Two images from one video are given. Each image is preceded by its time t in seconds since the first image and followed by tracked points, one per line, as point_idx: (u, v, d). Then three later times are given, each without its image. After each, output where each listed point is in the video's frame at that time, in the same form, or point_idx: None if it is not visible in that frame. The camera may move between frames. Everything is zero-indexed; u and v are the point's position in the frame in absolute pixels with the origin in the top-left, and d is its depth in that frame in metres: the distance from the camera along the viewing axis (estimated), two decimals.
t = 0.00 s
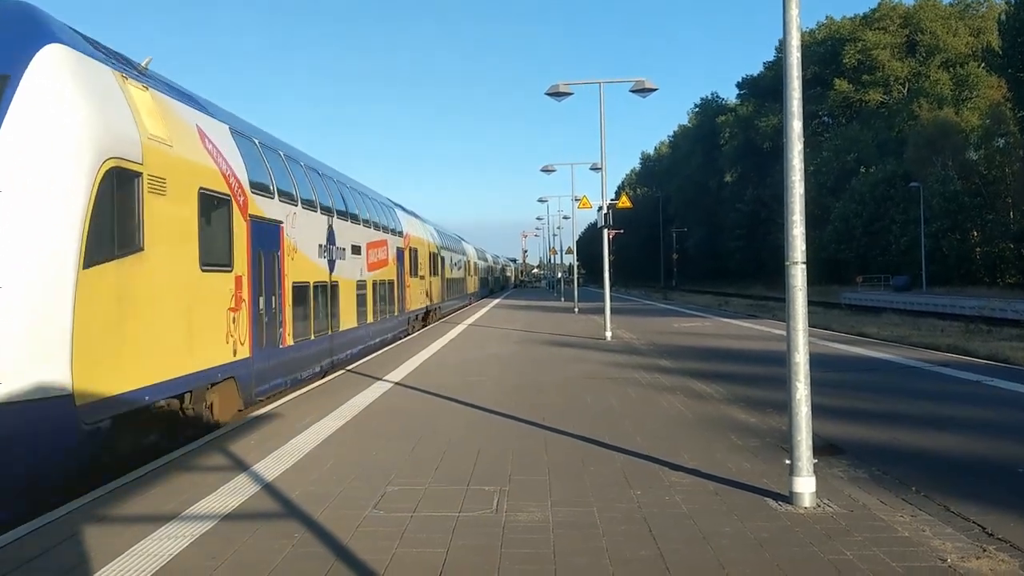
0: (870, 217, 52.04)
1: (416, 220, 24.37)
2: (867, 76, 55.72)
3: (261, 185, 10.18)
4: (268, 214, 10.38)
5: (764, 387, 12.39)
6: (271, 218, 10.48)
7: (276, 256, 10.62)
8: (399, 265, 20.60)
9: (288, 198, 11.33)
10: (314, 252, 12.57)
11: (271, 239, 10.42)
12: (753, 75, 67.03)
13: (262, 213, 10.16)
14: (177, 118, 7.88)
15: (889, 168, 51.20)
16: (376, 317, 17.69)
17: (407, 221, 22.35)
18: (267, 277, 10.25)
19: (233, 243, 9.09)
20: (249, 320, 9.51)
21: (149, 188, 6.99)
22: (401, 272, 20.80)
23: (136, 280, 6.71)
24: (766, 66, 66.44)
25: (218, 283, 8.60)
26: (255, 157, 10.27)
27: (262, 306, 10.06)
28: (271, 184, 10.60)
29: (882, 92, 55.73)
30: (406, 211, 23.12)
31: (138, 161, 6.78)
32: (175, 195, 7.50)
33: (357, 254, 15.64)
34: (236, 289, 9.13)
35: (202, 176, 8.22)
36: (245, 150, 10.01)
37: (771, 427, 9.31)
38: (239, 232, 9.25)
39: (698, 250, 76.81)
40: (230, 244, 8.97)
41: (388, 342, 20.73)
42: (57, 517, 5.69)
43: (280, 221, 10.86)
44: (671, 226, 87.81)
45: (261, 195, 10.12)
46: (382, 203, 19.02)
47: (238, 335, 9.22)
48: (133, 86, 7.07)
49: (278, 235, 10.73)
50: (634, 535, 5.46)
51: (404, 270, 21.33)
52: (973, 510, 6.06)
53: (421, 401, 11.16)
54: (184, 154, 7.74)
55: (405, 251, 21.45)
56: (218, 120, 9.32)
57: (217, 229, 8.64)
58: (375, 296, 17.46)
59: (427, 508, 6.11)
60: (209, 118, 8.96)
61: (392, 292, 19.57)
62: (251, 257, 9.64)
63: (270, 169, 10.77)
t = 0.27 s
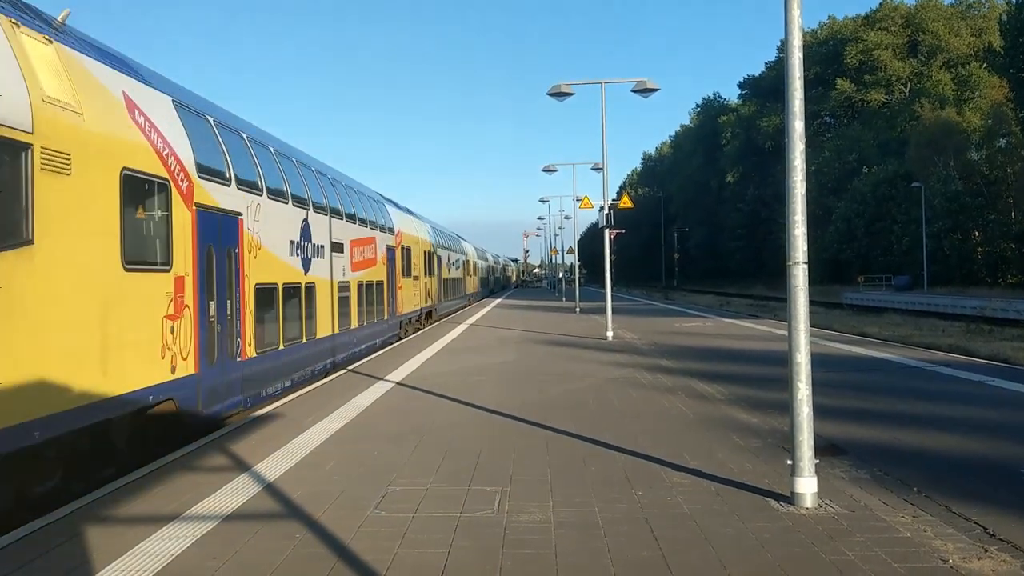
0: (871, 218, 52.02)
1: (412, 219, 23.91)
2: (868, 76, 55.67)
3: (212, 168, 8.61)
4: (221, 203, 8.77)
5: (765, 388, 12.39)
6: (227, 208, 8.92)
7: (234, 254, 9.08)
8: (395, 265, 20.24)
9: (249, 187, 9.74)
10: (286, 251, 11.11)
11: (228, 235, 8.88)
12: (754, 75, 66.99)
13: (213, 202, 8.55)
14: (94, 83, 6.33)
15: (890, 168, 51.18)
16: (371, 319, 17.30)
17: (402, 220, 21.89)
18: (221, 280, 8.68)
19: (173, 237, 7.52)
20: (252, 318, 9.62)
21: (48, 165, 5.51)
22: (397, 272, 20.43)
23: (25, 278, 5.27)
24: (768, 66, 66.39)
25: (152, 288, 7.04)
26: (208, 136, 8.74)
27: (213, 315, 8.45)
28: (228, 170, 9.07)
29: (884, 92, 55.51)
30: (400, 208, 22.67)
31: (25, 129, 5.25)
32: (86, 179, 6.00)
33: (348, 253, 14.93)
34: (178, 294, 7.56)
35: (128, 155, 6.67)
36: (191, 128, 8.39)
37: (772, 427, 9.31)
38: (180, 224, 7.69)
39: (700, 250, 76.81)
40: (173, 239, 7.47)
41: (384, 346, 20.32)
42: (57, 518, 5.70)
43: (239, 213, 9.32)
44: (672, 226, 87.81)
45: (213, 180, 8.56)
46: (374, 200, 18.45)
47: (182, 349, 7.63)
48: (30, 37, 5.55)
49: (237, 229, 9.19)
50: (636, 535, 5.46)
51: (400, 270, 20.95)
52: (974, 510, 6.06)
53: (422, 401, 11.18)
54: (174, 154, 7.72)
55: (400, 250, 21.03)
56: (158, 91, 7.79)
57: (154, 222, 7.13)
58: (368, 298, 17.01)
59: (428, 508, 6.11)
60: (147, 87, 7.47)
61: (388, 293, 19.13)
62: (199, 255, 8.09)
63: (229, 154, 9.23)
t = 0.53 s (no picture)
0: (873, 218, 52.00)
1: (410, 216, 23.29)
2: (870, 76, 55.63)
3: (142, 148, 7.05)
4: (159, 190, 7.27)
5: (766, 388, 12.40)
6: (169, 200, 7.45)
7: (175, 251, 7.59)
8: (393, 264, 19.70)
9: (196, 170, 8.18)
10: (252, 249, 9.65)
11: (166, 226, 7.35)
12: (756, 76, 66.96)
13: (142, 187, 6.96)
14: None
15: (892, 169, 51.14)
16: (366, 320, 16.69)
17: (400, 218, 21.27)
18: (151, 282, 7.07)
19: (81, 227, 5.93)
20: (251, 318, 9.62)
21: None
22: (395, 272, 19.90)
23: None
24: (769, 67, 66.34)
25: (52, 297, 5.54)
26: (140, 110, 7.18)
27: (140, 325, 6.84)
28: (166, 150, 7.54)
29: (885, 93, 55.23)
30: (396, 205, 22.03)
31: None
32: None
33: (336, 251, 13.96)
34: (87, 299, 5.97)
35: (2, 119, 5.08)
36: (116, 95, 6.80)
37: (774, 427, 9.33)
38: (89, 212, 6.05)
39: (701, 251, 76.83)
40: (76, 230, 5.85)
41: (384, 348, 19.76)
42: (59, 518, 5.71)
43: (184, 200, 7.83)
44: (674, 227, 87.80)
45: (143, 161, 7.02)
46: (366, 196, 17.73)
47: (113, 366, 6.40)
48: None
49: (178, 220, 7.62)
50: (638, 536, 5.47)
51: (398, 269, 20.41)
52: (975, 511, 6.07)
53: (424, 402, 11.21)
54: (173, 155, 7.68)
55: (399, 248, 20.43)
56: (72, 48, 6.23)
57: (53, 212, 5.61)
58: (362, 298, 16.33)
59: (430, 508, 6.12)
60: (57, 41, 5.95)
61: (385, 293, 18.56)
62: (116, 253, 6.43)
63: (168, 130, 7.73)
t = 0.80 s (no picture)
0: (874, 218, 51.94)
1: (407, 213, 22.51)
2: (872, 76, 55.55)
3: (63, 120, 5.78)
4: (75, 165, 5.88)
5: (767, 388, 12.38)
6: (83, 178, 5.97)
7: (81, 242, 5.96)
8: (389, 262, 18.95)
9: (129, 145, 6.74)
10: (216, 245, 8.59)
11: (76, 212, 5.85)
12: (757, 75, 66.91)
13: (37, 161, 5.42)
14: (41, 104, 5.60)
15: (893, 168, 51.08)
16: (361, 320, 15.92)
17: (396, 214, 20.47)
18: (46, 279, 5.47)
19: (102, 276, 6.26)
20: (251, 317, 9.59)
21: None
22: (391, 270, 19.19)
23: None
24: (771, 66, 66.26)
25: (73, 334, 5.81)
26: (40, 66, 5.67)
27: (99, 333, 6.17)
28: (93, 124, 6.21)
29: (887, 92, 55.34)
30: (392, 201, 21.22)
31: None
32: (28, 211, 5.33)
33: (323, 246, 12.98)
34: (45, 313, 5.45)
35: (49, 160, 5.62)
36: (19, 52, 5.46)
37: (775, 427, 9.33)
38: None
39: (702, 250, 76.78)
40: None
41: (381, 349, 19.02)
42: (59, 516, 5.69)
43: (193, 203, 7.94)
44: (675, 226, 87.73)
45: (59, 132, 5.71)
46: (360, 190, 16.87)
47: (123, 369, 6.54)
48: None
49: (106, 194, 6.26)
50: (639, 535, 5.47)
51: (395, 267, 19.67)
52: (977, 511, 6.06)
53: (424, 401, 11.21)
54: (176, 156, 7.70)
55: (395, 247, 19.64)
56: None
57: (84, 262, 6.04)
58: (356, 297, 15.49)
59: (430, 507, 6.12)
60: None
61: (381, 292, 17.80)
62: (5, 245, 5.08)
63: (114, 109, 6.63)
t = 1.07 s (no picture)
0: (877, 217, 51.88)
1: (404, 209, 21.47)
2: (875, 75, 55.47)
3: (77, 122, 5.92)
4: (82, 168, 5.94)
5: (770, 387, 12.36)
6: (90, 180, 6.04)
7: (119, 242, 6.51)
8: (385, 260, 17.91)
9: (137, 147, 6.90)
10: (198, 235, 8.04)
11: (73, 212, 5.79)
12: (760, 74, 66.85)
13: (12, 159, 5.12)
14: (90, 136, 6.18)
15: (896, 167, 50.98)
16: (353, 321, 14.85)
17: (392, 210, 19.44)
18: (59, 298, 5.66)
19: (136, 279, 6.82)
20: (254, 315, 9.61)
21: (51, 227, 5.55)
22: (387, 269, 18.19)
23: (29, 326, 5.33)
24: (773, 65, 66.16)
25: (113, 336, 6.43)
26: (30, 59, 5.46)
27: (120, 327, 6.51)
28: (111, 126, 6.44)
29: (890, 91, 55.04)
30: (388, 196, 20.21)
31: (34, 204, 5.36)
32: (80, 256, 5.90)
33: (306, 239, 11.82)
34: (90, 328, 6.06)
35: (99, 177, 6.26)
36: (33, 56, 5.52)
37: (777, 426, 9.32)
38: None
39: (705, 249, 76.73)
40: None
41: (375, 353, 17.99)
42: (59, 514, 5.69)
43: (199, 202, 8.03)
44: (678, 225, 87.69)
45: (73, 134, 5.85)
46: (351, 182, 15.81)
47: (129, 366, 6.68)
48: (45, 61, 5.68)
49: (111, 193, 6.35)
50: (641, 534, 5.47)
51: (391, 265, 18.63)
52: (980, 511, 6.05)
53: (426, 399, 11.22)
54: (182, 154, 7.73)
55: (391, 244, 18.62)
56: None
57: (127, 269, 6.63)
58: (348, 296, 14.42)
59: (432, 506, 6.11)
60: None
61: (375, 292, 16.73)
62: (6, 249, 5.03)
63: (126, 109, 6.77)
